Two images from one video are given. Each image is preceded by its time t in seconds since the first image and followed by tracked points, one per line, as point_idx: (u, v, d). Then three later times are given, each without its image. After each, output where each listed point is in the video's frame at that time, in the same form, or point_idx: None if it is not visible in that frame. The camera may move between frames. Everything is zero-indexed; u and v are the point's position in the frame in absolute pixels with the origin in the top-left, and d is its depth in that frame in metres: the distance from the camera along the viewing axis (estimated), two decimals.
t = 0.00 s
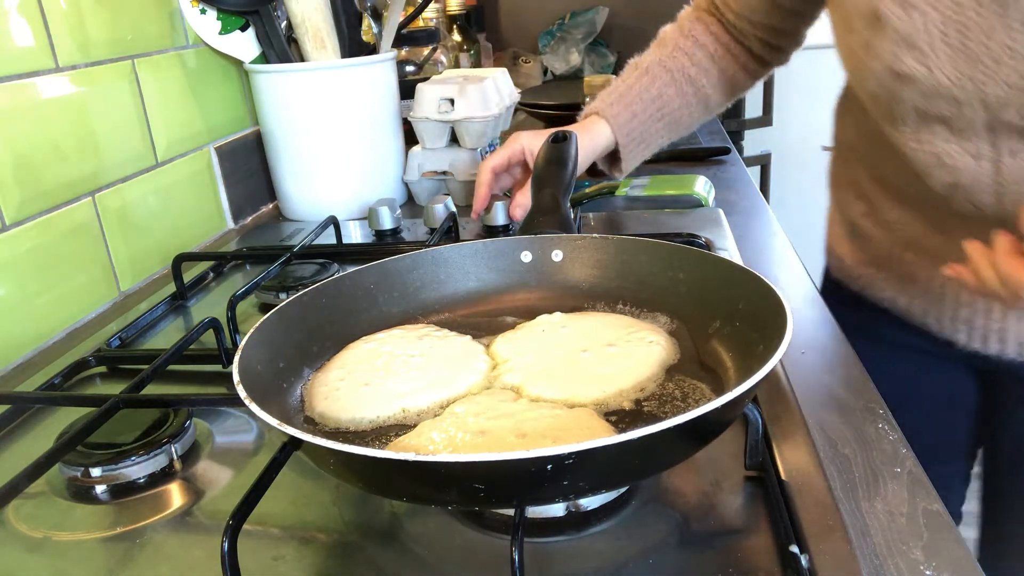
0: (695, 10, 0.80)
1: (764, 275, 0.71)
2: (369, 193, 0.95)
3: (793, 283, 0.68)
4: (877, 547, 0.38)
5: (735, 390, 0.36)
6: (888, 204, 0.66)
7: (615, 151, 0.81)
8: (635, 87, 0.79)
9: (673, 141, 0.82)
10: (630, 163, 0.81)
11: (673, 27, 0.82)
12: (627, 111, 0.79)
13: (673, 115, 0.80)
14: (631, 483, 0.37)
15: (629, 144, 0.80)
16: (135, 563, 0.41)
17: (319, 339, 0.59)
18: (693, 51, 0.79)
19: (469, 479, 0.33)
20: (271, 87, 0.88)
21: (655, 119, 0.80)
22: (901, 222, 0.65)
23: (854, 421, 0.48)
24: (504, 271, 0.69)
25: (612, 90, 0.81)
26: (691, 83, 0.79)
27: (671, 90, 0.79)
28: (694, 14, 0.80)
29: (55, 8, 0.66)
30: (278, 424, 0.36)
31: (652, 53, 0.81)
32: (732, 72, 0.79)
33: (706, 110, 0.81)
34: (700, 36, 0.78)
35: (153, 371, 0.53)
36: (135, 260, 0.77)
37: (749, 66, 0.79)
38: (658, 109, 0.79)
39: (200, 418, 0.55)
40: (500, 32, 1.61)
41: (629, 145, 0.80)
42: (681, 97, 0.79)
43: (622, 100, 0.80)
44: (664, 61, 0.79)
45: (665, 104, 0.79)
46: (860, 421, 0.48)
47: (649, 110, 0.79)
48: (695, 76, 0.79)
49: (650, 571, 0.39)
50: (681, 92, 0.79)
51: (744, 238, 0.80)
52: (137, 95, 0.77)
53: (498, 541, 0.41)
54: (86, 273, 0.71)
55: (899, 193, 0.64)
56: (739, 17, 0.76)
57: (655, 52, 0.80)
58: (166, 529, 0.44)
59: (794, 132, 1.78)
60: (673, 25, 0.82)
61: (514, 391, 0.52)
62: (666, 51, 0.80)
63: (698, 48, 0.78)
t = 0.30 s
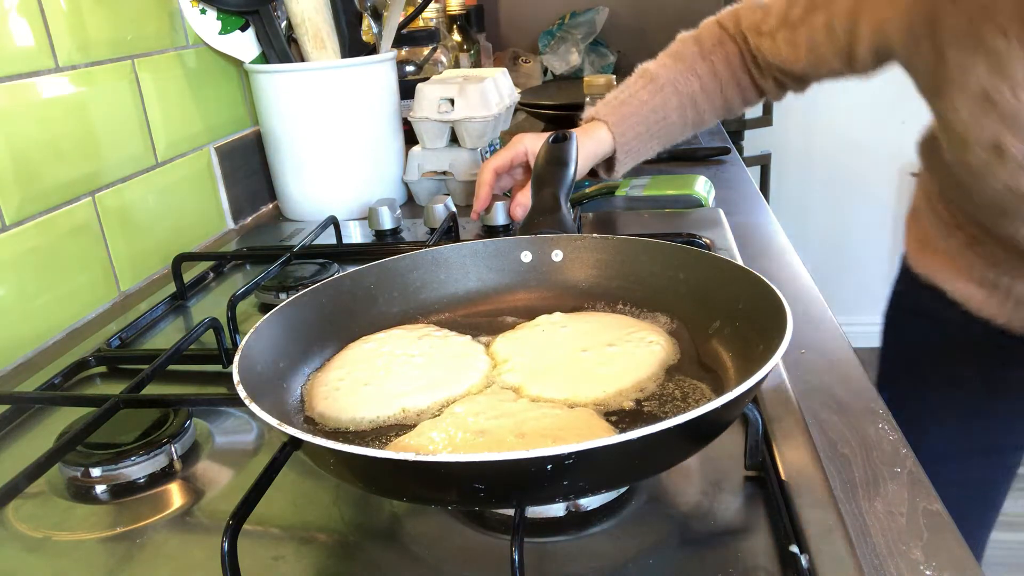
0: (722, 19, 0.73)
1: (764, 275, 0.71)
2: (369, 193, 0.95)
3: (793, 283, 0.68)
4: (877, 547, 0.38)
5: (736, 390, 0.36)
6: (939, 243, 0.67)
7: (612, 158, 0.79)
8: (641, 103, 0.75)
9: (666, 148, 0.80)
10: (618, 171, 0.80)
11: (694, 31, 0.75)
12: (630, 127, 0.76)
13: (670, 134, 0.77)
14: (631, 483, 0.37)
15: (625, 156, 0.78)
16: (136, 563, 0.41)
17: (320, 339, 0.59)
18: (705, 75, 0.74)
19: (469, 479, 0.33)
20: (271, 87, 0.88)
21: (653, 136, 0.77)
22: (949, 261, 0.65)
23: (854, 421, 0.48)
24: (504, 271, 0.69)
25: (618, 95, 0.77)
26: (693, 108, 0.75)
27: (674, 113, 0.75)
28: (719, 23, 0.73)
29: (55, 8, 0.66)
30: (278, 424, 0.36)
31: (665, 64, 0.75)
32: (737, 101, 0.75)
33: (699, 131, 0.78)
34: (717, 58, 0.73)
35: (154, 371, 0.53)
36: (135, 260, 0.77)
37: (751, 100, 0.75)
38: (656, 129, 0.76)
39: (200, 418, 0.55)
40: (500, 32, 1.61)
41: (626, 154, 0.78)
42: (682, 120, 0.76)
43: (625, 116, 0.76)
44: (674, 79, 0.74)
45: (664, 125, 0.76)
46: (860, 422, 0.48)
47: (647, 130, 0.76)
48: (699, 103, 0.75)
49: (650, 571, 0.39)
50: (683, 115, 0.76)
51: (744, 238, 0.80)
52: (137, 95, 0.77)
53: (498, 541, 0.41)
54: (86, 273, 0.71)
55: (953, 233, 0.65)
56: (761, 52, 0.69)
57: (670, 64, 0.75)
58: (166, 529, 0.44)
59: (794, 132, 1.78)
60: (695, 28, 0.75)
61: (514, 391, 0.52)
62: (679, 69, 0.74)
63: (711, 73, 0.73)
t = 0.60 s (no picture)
0: (751, 39, 0.71)
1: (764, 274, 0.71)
2: (369, 193, 0.94)
3: (793, 283, 0.69)
4: (877, 547, 0.38)
5: (735, 390, 0.36)
6: (976, 251, 0.78)
7: (611, 162, 0.79)
8: (650, 118, 0.75)
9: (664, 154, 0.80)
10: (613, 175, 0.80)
11: (721, 45, 0.73)
12: (633, 138, 0.75)
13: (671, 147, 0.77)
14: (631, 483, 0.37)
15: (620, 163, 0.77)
16: (135, 563, 0.41)
17: (320, 339, 0.59)
18: (718, 95, 0.73)
19: (469, 479, 0.33)
20: (271, 87, 0.88)
21: (654, 148, 0.77)
22: None
23: (854, 421, 0.48)
24: (504, 271, 0.69)
25: (627, 99, 0.76)
26: (697, 125, 0.75)
27: (678, 128, 0.76)
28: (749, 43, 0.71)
29: (55, 8, 0.66)
30: (277, 424, 0.36)
31: (681, 77, 0.74)
32: (742, 120, 0.75)
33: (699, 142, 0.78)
34: (735, 80, 0.72)
35: (153, 371, 0.53)
36: (135, 261, 0.77)
37: (755, 119, 0.75)
38: (658, 143, 0.76)
39: (200, 418, 0.55)
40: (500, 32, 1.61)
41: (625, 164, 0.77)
42: (684, 134, 0.76)
43: (630, 128, 0.75)
44: (686, 97, 0.74)
45: (666, 138, 0.76)
46: (860, 422, 0.48)
47: (648, 143, 0.76)
48: (705, 121, 0.75)
49: (650, 571, 0.39)
50: (686, 131, 0.76)
51: (744, 238, 0.80)
52: (137, 95, 0.77)
53: (498, 542, 0.41)
54: (86, 273, 0.71)
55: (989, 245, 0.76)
56: (787, 88, 0.68)
57: (686, 79, 0.74)
58: (166, 529, 0.44)
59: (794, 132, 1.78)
60: (721, 40, 0.73)
61: (514, 391, 0.52)
62: (694, 86, 0.73)
63: (723, 95, 0.73)
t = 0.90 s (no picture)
0: (757, 45, 0.70)
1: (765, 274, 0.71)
2: (369, 193, 0.94)
3: (793, 283, 0.69)
4: (877, 547, 0.38)
5: (735, 390, 0.36)
6: (983, 251, 0.78)
7: (610, 162, 0.78)
8: (651, 120, 0.74)
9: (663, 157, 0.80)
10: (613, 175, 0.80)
11: (726, 49, 0.72)
12: (634, 141, 0.75)
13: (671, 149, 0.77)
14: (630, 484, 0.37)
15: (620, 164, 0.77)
16: (135, 563, 0.41)
17: (320, 339, 0.59)
18: (720, 100, 0.73)
19: (469, 479, 0.33)
20: (271, 87, 0.88)
21: (654, 151, 0.77)
22: None
23: (854, 421, 0.48)
24: (505, 271, 0.69)
25: (629, 102, 0.76)
26: (698, 130, 0.75)
27: (678, 132, 0.75)
28: (754, 50, 0.70)
29: (55, 8, 0.66)
30: (278, 424, 0.36)
31: (684, 81, 0.74)
32: (744, 126, 0.75)
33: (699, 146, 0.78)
34: (738, 86, 0.71)
35: (153, 371, 0.53)
36: (135, 261, 0.77)
37: (757, 125, 0.75)
38: (658, 147, 0.76)
39: (200, 418, 0.55)
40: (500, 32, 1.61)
41: (625, 166, 0.77)
42: (684, 138, 0.76)
43: (631, 131, 0.75)
44: (688, 102, 0.73)
45: (666, 141, 0.76)
46: (861, 422, 0.48)
47: (648, 146, 0.76)
48: (707, 126, 0.75)
49: (650, 571, 0.39)
50: (687, 135, 0.76)
51: (745, 238, 0.80)
52: (138, 95, 0.77)
53: (498, 541, 0.41)
54: (86, 273, 0.71)
55: (996, 247, 0.76)
56: (793, 97, 0.68)
57: (688, 84, 0.73)
58: (166, 529, 0.44)
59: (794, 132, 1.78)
60: (726, 45, 0.73)
61: (514, 391, 0.52)
62: (696, 90, 0.73)
63: (725, 101, 0.72)
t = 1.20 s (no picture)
0: (758, 44, 0.70)
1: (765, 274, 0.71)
2: (369, 193, 0.94)
3: (793, 283, 0.69)
4: (877, 547, 0.38)
5: (735, 390, 0.36)
6: (986, 252, 0.78)
7: (611, 161, 0.78)
8: (651, 119, 0.74)
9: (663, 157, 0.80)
10: (613, 175, 0.80)
11: (727, 48, 0.72)
12: (634, 140, 0.75)
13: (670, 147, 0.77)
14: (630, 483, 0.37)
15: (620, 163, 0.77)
16: (135, 563, 0.41)
17: (320, 339, 0.59)
18: (720, 99, 0.73)
19: (469, 479, 0.33)
20: (271, 87, 0.88)
21: (654, 150, 0.77)
22: None
23: (854, 421, 0.48)
24: (505, 271, 0.69)
25: (629, 101, 0.76)
26: (698, 129, 0.75)
27: (678, 131, 0.75)
28: (757, 47, 0.70)
29: (55, 8, 0.66)
30: (277, 424, 0.36)
31: (684, 80, 0.74)
32: (745, 125, 0.75)
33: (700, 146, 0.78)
34: (739, 85, 0.71)
35: (153, 371, 0.53)
36: (135, 260, 0.77)
37: (758, 124, 0.74)
38: (658, 146, 0.76)
39: (200, 418, 0.55)
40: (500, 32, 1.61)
41: (626, 164, 0.77)
42: (684, 137, 0.76)
43: (632, 129, 0.75)
44: (688, 101, 0.73)
45: (666, 140, 0.76)
46: (860, 422, 0.48)
47: (649, 145, 0.76)
48: (707, 125, 0.75)
49: (650, 571, 0.39)
50: (687, 134, 0.76)
51: (745, 238, 0.80)
52: (138, 95, 0.77)
53: (498, 542, 0.41)
54: (86, 273, 0.71)
55: (999, 247, 0.75)
56: (794, 96, 0.68)
57: (688, 82, 0.73)
58: (166, 529, 0.44)
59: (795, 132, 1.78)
60: (726, 44, 0.73)
61: (514, 391, 0.52)
62: (696, 89, 0.73)
63: (725, 100, 0.72)
